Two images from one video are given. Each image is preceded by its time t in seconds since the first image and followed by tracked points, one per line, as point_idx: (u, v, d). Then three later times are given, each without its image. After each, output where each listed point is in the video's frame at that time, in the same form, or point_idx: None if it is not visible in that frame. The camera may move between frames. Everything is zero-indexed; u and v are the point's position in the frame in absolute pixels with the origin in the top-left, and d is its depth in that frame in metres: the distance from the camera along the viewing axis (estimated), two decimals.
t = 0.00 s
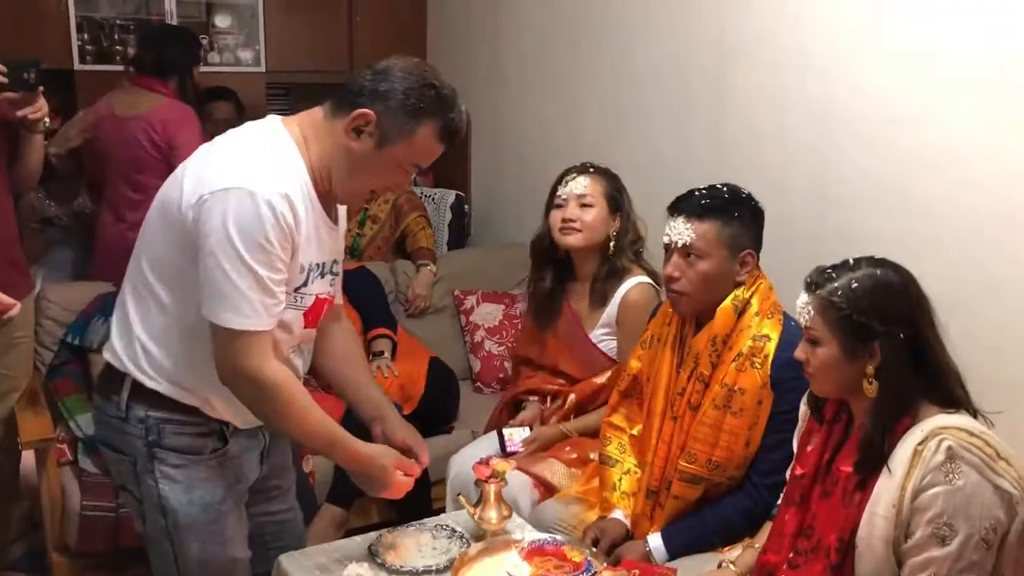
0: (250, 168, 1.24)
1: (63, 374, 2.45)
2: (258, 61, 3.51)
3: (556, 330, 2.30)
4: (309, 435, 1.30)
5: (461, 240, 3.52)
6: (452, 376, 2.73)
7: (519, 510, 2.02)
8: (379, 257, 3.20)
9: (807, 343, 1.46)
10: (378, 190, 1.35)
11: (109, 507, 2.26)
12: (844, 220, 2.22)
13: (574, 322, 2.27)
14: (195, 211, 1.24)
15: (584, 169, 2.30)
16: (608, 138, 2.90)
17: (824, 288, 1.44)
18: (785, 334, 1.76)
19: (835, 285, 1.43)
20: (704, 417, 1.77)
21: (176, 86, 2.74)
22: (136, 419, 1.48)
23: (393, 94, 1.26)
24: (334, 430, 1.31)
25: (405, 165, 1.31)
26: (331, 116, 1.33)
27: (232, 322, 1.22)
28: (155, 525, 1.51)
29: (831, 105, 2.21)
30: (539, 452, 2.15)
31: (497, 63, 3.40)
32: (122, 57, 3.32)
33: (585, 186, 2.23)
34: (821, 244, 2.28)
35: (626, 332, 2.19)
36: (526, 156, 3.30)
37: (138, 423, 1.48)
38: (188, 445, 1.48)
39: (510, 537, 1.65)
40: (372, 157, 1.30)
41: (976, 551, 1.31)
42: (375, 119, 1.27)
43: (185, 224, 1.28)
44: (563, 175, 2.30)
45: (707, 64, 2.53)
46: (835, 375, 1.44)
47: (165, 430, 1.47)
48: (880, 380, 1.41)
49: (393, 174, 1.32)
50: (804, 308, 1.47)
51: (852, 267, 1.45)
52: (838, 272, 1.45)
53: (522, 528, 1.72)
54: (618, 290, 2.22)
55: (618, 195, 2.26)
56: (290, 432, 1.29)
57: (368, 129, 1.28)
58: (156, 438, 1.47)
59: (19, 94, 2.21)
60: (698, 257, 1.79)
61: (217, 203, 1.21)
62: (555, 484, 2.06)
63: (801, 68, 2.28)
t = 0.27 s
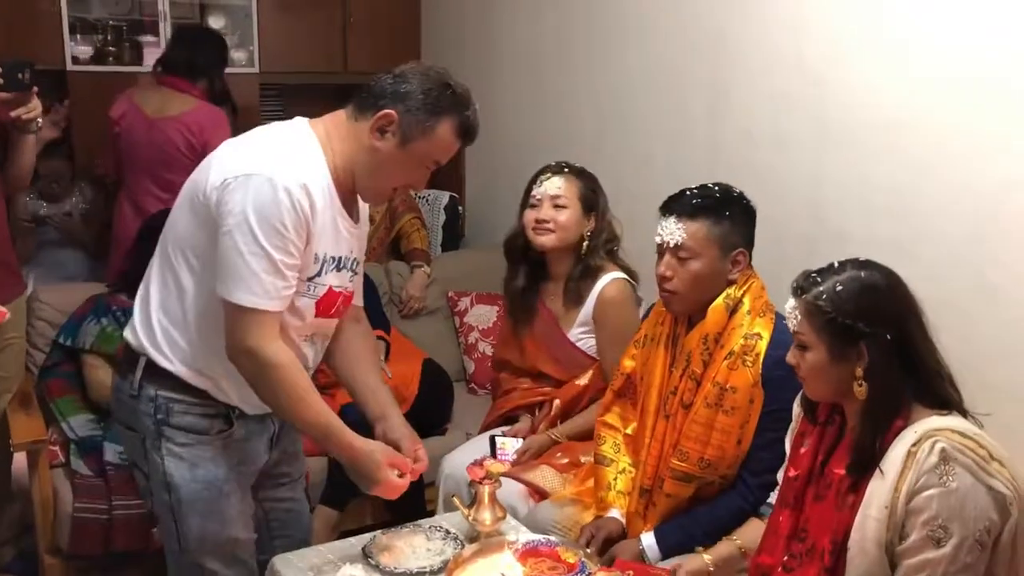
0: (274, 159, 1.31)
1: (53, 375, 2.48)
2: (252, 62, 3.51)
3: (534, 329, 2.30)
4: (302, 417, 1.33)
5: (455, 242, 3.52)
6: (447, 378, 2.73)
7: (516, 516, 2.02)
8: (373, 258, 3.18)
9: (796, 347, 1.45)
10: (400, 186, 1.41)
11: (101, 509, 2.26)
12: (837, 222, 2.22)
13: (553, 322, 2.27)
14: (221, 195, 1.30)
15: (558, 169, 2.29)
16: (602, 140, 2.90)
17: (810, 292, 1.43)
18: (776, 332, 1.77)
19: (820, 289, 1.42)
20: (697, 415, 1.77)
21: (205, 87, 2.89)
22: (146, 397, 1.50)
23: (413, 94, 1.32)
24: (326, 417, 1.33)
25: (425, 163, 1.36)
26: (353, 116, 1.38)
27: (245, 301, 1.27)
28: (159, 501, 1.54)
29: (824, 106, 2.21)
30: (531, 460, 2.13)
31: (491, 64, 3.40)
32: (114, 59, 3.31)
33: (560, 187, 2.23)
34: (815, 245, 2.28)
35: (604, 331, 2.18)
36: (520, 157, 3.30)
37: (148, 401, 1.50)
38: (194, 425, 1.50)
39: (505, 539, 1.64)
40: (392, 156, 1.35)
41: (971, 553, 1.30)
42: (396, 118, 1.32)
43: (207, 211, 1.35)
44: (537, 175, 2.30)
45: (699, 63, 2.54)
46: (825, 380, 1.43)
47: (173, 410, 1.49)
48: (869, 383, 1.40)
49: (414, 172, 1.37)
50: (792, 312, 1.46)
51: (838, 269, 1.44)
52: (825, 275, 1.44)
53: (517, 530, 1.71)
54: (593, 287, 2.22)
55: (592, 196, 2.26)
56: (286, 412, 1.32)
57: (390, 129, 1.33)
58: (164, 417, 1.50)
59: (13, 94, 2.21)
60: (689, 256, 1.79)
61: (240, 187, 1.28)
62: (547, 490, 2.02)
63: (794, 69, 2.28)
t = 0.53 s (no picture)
0: (263, 146, 1.35)
1: (41, 378, 2.46)
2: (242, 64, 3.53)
3: (508, 326, 2.29)
4: (281, 394, 1.34)
5: (446, 243, 3.51)
6: (438, 379, 2.72)
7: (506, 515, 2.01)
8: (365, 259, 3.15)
9: (776, 352, 1.46)
10: (395, 165, 1.45)
11: (89, 511, 2.27)
12: (827, 221, 2.22)
13: (527, 319, 2.26)
14: (212, 183, 1.35)
15: (530, 167, 2.29)
16: (593, 140, 2.89)
17: (784, 296, 1.44)
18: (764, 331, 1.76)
19: (793, 293, 1.42)
20: (684, 414, 1.76)
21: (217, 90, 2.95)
22: (160, 389, 1.55)
23: (395, 71, 1.36)
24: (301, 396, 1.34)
25: (415, 137, 1.40)
26: (338, 99, 1.42)
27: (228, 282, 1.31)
28: (186, 488, 1.59)
29: (814, 105, 2.21)
30: (515, 453, 2.12)
31: (482, 65, 3.39)
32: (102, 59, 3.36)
33: (530, 187, 2.23)
34: (805, 245, 2.28)
35: (581, 324, 2.19)
36: (511, 158, 3.29)
37: (162, 394, 1.55)
38: (209, 412, 1.55)
39: (495, 539, 1.63)
40: (380, 134, 1.39)
41: (953, 553, 1.29)
42: (380, 97, 1.36)
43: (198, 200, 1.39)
44: (509, 174, 2.30)
45: (689, 62, 2.53)
46: (805, 382, 1.43)
47: (187, 400, 1.54)
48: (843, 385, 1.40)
49: (404, 148, 1.40)
50: (769, 317, 1.47)
51: (812, 272, 1.43)
52: (800, 278, 1.44)
53: (506, 531, 1.70)
54: (568, 282, 2.23)
55: (565, 195, 2.26)
56: (265, 388, 1.34)
57: (375, 108, 1.37)
58: (180, 407, 1.54)
59: None
60: (674, 255, 1.79)
61: (228, 174, 1.32)
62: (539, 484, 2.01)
63: (784, 68, 2.28)
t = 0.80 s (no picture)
0: (223, 133, 1.39)
1: (26, 381, 2.41)
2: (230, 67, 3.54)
3: (506, 322, 2.28)
4: (328, 334, 1.37)
5: (434, 244, 3.50)
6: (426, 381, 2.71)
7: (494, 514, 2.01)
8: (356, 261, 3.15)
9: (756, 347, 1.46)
10: (354, 117, 1.49)
11: (73, 515, 2.31)
12: (814, 219, 2.21)
13: (524, 315, 2.25)
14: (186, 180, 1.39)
15: (522, 166, 2.29)
16: (580, 140, 2.89)
17: (767, 292, 1.43)
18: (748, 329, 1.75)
19: (776, 289, 1.42)
20: (669, 413, 1.75)
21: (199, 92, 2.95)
22: (184, 390, 1.58)
23: (329, 24, 1.41)
24: (341, 324, 1.38)
25: (364, 82, 1.44)
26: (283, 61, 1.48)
27: (229, 270, 1.35)
28: (218, 485, 1.61)
29: (801, 103, 2.21)
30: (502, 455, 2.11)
31: (470, 66, 3.39)
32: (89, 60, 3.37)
33: (523, 184, 2.23)
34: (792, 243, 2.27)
35: (574, 320, 2.18)
36: (499, 159, 3.28)
37: (187, 394, 1.58)
38: (235, 407, 1.58)
39: (482, 538, 1.62)
40: (327, 88, 1.44)
41: (937, 551, 1.28)
42: (319, 53, 1.42)
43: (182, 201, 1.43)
44: (503, 173, 2.30)
45: (676, 61, 2.53)
46: (787, 377, 1.43)
47: (213, 398, 1.57)
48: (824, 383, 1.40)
49: (355, 96, 1.45)
50: (752, 312, 1.47)
51: (796, 268, 1.43)
52: (784, 274, 1.44)
53: (493, 530, 1.69)
54: (564, 278, 2.22)
55: (560, 193, 2.26)
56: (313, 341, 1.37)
57: (318, 64, 1.43)
58: (206, 405, 1.58)
59: None
60: (659, 250, 1.78)
61: (199, 167, 1.37)
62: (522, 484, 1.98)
63: (770, 66, 2.28)
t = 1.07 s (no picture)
0: (225, 130, 1.41)
1: (16, 388, 2.41)
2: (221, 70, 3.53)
3: (513, 317, 2.28)
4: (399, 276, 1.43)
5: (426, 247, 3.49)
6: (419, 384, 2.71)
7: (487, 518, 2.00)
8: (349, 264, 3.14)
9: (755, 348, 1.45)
10: (327, 99, 1.50)
11: (65, 521, 2.31)
12: (806, 219, 2.21)
13: (531, 311, 2.25)
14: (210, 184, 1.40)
15: (531, 168, 2.26)
16: (572, 142, 2.88)
17: (766, 292, 1.42)
18: (738, 328, 1.75)
19: (776, 289, 1.41)
20: (659, 412, 1.74)
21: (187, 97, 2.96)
22: (208, 397, 1.56)
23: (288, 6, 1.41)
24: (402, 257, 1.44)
25: (332, 60, 1.45)
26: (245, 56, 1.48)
27: (301, 250, 1.39)
28: (242, 491, 1.60)
29: (793, 104, 2.21)
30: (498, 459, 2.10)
31: (462, 69, 3.38)
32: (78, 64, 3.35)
33: (533, 187, 2.21)
34: (785, 243, 2.27)
35: (576, 318, 2.17)
36: (491, 161, 3.28)
37: (211, 401, 1.57)
38: (259, 411, 1.59)
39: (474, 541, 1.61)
40: (296, 71, 1.45)
41: (932, 552, 1.28)
42: (283, 38, 1.42)
43: (200, 206, 1.43)
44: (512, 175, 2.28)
45: (667, 63, 2.53)
46: (785, 378, 1.42)
47: (239, 403, 1.57)
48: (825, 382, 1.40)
49: (325, 76, 1.46)
50: (751, 312, 1.46)
51: (795, 268, 1.42)
52: (783, 274, 1.43)
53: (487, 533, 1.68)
54: (573, 276, 2.22)
55: (569, 194, 2.24)
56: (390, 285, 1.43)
57: (284, 49, 1.43)
58: (232, 411, 1.57)
59: None
60: (655, 246, 1.78)
61: (223, 168, 1.39)
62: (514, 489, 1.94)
63: (762, 67, 2.27)
